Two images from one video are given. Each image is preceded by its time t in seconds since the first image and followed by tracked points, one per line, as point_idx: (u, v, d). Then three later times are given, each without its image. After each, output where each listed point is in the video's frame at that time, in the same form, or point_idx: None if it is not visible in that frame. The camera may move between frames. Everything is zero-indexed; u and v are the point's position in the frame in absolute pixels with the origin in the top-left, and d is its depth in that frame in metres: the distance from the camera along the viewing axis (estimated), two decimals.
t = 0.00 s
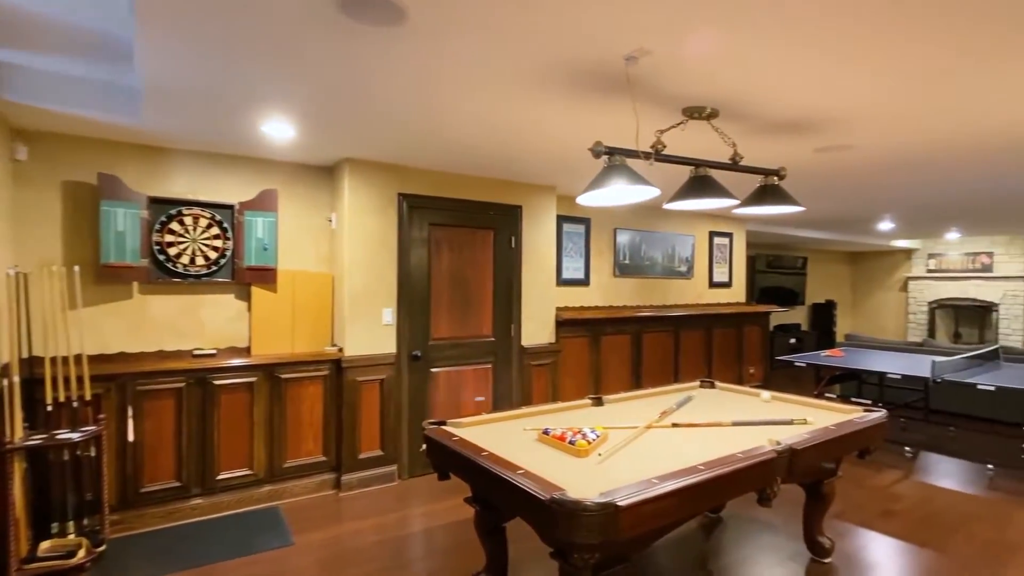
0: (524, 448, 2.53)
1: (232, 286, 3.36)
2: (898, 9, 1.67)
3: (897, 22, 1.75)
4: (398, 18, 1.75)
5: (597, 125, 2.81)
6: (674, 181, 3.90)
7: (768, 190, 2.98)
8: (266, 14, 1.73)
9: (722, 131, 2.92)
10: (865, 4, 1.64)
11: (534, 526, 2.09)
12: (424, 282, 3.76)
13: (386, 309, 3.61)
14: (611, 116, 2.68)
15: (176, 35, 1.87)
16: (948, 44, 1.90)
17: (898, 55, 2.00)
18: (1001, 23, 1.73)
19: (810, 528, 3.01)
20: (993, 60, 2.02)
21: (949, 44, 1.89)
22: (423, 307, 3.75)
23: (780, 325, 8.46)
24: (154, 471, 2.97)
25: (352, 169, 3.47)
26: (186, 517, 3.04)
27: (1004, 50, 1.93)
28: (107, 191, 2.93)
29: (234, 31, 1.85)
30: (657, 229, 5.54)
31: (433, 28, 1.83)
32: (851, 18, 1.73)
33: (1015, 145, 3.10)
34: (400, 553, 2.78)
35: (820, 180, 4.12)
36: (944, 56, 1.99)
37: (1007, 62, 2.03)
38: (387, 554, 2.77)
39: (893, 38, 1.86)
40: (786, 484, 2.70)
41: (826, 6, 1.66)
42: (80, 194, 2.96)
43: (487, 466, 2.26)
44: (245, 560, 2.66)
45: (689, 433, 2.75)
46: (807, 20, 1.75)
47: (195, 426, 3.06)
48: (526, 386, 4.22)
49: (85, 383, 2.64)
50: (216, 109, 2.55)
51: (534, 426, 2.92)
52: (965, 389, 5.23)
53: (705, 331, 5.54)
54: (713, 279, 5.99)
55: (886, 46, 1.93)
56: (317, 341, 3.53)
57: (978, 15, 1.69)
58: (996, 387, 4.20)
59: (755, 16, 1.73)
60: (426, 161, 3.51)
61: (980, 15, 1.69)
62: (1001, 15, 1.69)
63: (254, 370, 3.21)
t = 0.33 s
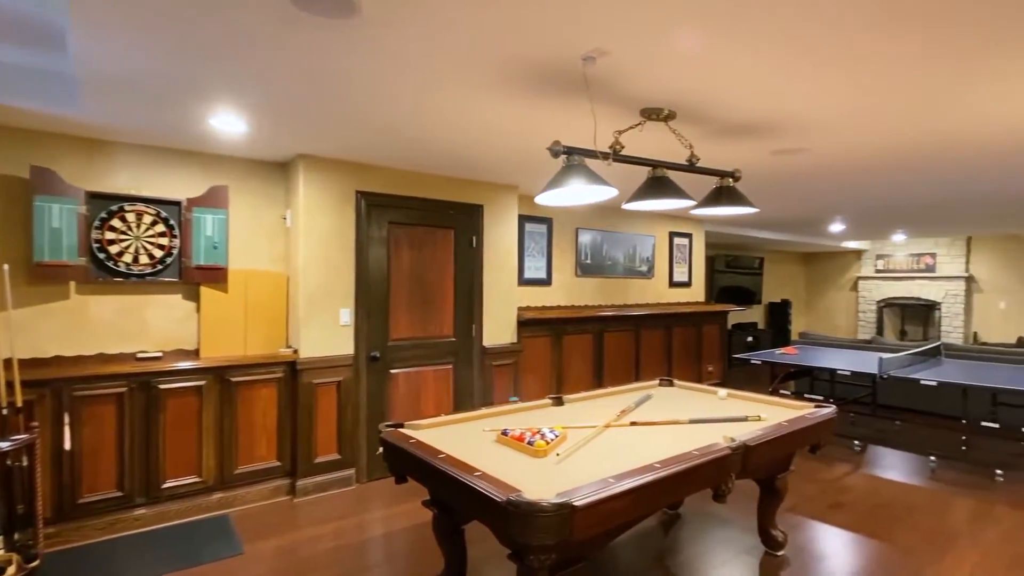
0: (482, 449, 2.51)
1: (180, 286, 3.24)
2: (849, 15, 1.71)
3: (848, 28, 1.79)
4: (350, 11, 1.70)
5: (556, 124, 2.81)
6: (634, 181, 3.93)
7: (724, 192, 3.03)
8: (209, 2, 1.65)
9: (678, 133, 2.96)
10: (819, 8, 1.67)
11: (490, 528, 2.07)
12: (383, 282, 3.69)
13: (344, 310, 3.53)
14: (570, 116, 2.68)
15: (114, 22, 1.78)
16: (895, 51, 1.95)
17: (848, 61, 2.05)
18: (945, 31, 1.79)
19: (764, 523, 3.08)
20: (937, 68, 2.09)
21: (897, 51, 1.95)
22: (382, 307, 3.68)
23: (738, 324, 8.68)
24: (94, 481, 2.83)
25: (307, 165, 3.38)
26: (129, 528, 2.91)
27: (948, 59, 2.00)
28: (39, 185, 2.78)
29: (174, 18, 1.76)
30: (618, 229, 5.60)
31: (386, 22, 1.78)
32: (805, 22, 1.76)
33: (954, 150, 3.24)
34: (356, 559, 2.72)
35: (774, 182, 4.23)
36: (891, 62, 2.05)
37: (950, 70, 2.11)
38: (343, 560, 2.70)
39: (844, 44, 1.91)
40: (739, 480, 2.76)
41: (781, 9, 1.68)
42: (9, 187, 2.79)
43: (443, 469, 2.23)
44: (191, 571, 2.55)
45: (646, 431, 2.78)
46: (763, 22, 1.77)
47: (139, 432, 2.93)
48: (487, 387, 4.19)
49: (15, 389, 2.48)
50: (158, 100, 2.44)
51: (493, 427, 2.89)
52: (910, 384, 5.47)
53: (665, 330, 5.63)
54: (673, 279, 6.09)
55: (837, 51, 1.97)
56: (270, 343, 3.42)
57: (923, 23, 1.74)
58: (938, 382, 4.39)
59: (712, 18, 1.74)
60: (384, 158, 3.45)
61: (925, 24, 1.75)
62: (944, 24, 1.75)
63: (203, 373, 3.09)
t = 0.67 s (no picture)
0: (443, 451, 2.48)
1: (128, 285, 3.11)
2: (802, 20, 1.74)
3: (802, 33, 1.83)
4: (304, 4, 1.65)
5: (518, 123, 2.80)
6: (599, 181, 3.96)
7: (684, 194, 3.06)
8: None
9: (640, 133, 2.99)
10: (774, 12, 1.70)
11: (450, 530, 2.04)
12: (345, 282, 3.62)
13: (303, 310, 3.45)
14: (533, 114, 2.67)
15: (49, 9, 1.68)
16: (847, 56, 2.01)
17: (804, 64, 2.10)
18: (893, 38, 1.85)
19: (724, 518, 3.13)
20: (886, 73, 2.16)
21: (848, 56, 2.00)
22: (343, 308, 3.61)
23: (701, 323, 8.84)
24: (34, 490, 2.69)
25: (264, 162, 3.29)
26: (73, 539, 2.78)
27: (895, 65, 2.07)
28: None
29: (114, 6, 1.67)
30: (583, 229, 5.63)
31: (341, 16, 1.74)
32: (761, 25, 1.79)
33: (904, 154, 3.36)
34: (316, 565, 2.65)
35: (734, 184, 4.31)
36: (844, 67, 2.11)
37: (898, 76, 2.18)
38: (302, 566, 2.64)
39: (799, 48, 1.95)
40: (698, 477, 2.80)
41: (736, 12, 1.70)
42: None
43: (403, 472, 2.19)
44: None
45: (608, 430, 2.80)
46: (721, 25, 1.79)
47: (83, 439, 2.80)
48: (452, 387, 4.16)
49: None
50: (101, 91, 2.33)
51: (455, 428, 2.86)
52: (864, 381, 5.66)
53: (629, 329, 5.69)
54: (638, 278, 6.16)
55: (792, 55, 2.01)
56: (226, 344, 3.32)
57: (872, 30, 1.80)
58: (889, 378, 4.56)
59: (672, 19, 1.75)
60: (345, 155, 3.38)
61: (874, 30, 1.80)
62: (893, 31, 1.80)
63: (153, 377, 2.97)
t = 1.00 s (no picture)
0: (407, 453, 2.45)
1: (78, 285, 2.99)
2: (762, 24, 1.78)
3: (762, 36, 1.87)
4: None
5: (484, 122, 2.79)
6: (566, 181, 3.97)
7: (649, 195, 3.09)
8: None
9: (606, 134, 3.01)
10: (734, 15, 1.72)
11: (413, 534, 2.02)
12: (309, 282, 3.54)
13: (265, 311, 3.36)
14: (499, 114, 2.67)
15: None
16: (806, 59, 2.05)
17: (764, 67, 2.13)
18: (849, 43, 1.90)
19: (688, 515, 3.17)
20: (843, 77, 2.22)
21: (806, 59, 2.05)
22: (307, 308, 3.53)
23: (669, 322, 8.98)
24: None
25: (224, 158, 3.19)
26: (17, 552, 2.65)
27: (852, 68, 2.12)
28: None
29: None
30: (552, 229, 5.65)
31: (300, 10, 1.70)
32: (723, 28, 1.81)
33: (861, 156, 3.47)
34: (277, 571, 2.59)
35: (699, 185, 4.38)
36: (803, 70, 2.15)
37: (855, 79, 2.24)
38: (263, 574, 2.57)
39: (760, 51, 1.98)
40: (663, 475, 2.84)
41: (699, 13, 1.72)
42: None
43: (366, 476, 2.16)
44: None
45: (574, 429, 2.81)
46: (683, 26, 1.81)
47: (28, 447, 2.67)
48: (419, 389, 4.12)
49: None
50: (45, 82, 2.22)
51: (421, 430, 2.83)
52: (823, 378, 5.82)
53: (598, 329, 5.73)
54: (606, 278, 6.21)
55: (753, 57, 2.04)
56: (183, 346, 3.22)
57: (828, 35, 1.84)
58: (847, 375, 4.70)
59: (635, 19, 1.76)
60: (309, 153, 3.32)
61: (831, 34, 1.84)
62: (847, 37, 1.85)
63: (105, 381, 2.86)
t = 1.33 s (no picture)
0: (374, 454, 2.42)
1: (28, 285, 2.87)
2: (725, 27, 1.80)
3: (726, 39, 1.90)
4: None
5: (454, 120, 2.77)
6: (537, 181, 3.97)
7: (619, 195, 3.10)
8: None
9: (576, 135, 3.02)
10: (700, 16, 1.74)
11: (378, 537, 1.99)
12: (274, 281, 3.47)
13: (228, 311, 3.28)
14: (468, 112, 2.65)
15: None
16: (770, 62, 2.08)
17: (728, 70, 2.17)
18: (812, 47, 1.94)
19: (657, 512, 3.21)
20: (806, 80, 2.26)
21: (770, 62, 2.08)
22: (273, 308, 3.46)
23: (640, 322, 9.08)
24: None
25: (185, 154, 3.10)
26: None
27: (814, 72, 2.17)
28: None
29: None
30: (524, 229, 5.65)
31: (259, 3, 1.65)
32: (690, 29, 1.83)
33: (823, 159, 3.56)
34: None
35: (668, 186, 4.44)
36: (768, 73, 2.19)
37: (817, 83, 2.29)
38: None
39: (725, 53, 2.01)
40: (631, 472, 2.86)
41: (664, 14, 1.73)
42: None
43: (331, 478, 2.12)
44: None
45: (543, 429, 2.81)
46: (650, 26, 1.82)
47: None
48: (389, 389, 4.07)
49: None
50: None
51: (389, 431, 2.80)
52: (789, 375, 5.97)
53: (569, 328, 5.76)
54: (578, 278, 6.25)
55: (717, 59, 2.07)
56: (141, 348, 3.12)
57: (788, 39, 1.88)
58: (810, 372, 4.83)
59: (602, 18, 1.76)
60: (274, 149, 3.25)
61: (794, 38, 1.87)
62: (808, 41, 1.89)
63: (58, 384, 2.75)
